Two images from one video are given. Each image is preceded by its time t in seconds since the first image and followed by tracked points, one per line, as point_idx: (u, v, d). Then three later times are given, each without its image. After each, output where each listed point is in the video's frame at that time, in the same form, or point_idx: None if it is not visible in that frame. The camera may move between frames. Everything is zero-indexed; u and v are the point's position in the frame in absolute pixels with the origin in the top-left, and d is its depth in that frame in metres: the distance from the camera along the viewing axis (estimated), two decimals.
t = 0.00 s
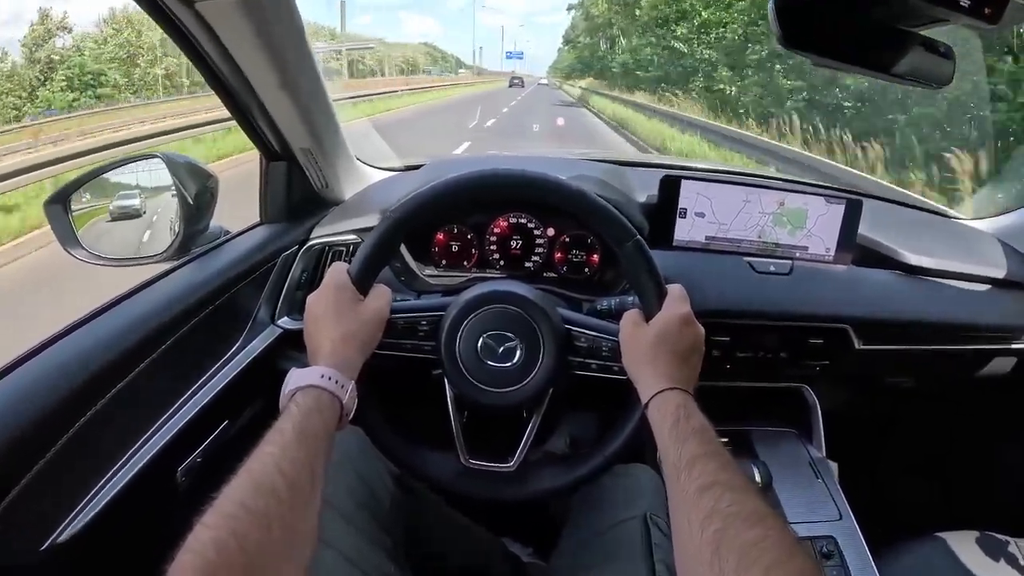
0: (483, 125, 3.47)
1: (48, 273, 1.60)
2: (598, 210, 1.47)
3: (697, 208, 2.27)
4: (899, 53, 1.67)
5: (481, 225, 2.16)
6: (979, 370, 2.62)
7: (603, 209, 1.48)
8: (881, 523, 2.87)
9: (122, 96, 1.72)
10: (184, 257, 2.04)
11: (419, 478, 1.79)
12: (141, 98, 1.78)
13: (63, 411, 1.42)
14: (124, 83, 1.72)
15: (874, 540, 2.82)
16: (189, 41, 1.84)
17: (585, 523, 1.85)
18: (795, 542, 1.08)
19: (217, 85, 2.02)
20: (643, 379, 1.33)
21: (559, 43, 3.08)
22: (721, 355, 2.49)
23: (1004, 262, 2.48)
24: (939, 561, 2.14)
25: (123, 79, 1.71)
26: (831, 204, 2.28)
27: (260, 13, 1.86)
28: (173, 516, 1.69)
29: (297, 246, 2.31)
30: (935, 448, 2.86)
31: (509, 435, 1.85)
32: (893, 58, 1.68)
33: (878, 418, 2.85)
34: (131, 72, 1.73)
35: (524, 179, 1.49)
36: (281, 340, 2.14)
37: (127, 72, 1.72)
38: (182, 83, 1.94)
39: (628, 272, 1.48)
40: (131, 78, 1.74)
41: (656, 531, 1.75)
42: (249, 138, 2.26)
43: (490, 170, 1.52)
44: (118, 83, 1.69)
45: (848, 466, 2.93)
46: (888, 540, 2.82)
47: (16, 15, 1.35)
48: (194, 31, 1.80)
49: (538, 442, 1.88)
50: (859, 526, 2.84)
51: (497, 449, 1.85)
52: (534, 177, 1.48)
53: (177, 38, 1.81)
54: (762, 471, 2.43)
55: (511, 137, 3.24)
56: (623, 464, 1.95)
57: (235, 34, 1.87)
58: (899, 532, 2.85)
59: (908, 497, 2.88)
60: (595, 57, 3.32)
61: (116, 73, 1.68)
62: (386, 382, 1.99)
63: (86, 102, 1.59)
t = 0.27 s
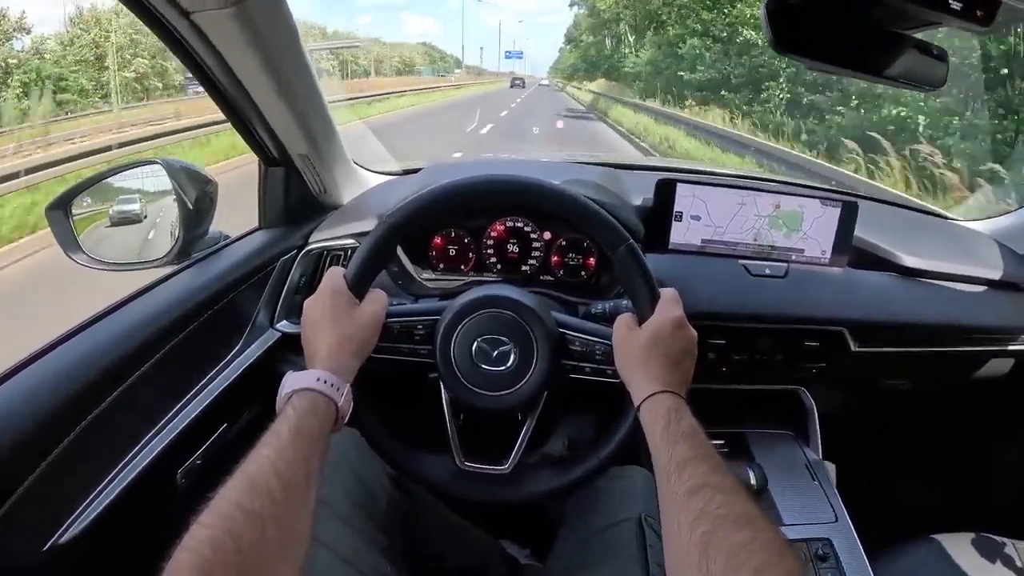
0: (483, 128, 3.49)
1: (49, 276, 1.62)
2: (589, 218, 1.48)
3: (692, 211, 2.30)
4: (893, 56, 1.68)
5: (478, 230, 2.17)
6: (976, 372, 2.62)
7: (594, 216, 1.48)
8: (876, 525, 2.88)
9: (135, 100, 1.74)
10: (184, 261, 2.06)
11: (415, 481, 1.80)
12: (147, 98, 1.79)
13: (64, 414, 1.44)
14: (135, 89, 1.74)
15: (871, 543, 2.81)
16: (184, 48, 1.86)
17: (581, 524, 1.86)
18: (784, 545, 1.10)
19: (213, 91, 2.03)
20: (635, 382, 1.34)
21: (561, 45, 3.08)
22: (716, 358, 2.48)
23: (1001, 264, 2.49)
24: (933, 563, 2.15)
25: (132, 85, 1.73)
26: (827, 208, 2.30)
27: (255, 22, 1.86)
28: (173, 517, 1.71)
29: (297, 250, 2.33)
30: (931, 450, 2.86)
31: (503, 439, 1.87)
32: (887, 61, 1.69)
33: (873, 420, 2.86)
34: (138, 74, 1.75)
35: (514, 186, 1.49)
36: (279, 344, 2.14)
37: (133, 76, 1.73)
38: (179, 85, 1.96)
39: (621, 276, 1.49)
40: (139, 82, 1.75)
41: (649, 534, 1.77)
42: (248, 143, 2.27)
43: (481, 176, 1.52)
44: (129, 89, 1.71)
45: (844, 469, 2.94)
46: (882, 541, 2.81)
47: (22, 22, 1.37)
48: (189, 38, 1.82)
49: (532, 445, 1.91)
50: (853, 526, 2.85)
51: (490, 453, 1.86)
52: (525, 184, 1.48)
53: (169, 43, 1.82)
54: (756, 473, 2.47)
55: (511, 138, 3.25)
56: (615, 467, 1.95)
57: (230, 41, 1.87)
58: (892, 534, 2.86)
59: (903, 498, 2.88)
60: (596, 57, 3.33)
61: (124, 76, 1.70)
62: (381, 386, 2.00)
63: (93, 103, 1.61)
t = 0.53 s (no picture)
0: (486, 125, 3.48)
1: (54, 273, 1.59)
2: (609, 212, 1.48)
3: (703, 208, 2.32)
4: (905, 55, 1.69)
5: (488, 225, 2.17)
6: (983, 371, 2.63)
7: (614, 210, 1.49)
8: (889, 523, 2.89)
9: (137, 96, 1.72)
10: (191, 256, 2.05)
11: (429, 479, 1.79)
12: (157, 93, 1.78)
13: (72, 412, 1.41)
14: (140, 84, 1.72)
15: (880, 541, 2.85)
16: (199, 40, 1.85)
17: (594, 523, 1.85)
18: (807, 541, 1.08)
19: (226, 83, 2.02)
20: (653, 377, 1.34)
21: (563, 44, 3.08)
22: (727, 355, 2.49)
23: (1008, 263, 2.51)
24: (941, 561, 2.15)
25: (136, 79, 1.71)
26: (838, 205, 2.31)
27: (271, 13, 1.86)
28: (181, 515, 1.69)
29: (307, 246, 2.31)
30: (942, 449, 2.87)
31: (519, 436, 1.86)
32: (898, 61, 1.69)
33: (885, 419, 2.86)
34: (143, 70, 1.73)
35: (535, 179, 1.49)
36: (288, 340, 2.14)
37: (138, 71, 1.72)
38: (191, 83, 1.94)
39: (636, 271, 1.48)
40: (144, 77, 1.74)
41: (664, 532, 1.74)
42: (257, 138, 2.27)
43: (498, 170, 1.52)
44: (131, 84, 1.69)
45: (855, 467, 2.95)
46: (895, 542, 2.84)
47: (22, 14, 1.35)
48: (206, 31, 1.81)
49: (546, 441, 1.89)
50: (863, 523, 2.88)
51: (505, 451, 1.84)
52: (545, 178, 1.49)
53: (185, 36, 1.81)
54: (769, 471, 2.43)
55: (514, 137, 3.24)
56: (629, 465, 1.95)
57: (247, 32, 1.87)
58: (905, 532, 2.88)
59: (915, 497, 2.90)
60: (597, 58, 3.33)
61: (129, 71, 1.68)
62: (396, 382, 1.99)
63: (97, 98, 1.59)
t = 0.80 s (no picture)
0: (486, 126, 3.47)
1: (53, 275, 1.60)
2: (605, 214, 1.48)
3: (702, 210, 2.32)
4: (904, 56, 1.68)
5: (486, 227, 2.17)
6: (983, 373, 2.63)
7: (609, 212, 1.49)
8: (888, 525, 2.89)
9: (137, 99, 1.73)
10: (190, 258, 2.06)
11: (427, 481, 1.80)
12: (155, 95, 1.79)
13: (70, 414, 1.42)
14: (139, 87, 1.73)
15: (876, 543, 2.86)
16: (193, 40, 1.86)
17: (591, 525, 1.85)
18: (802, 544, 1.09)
19: (223, 85, 2.04)
20: (649, 379, 1.34)
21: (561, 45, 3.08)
22: (726, 357, 2.48)
23: (1007, 264, 2.51)
24: (941, 562, 2.15)
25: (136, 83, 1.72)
26: (836, 207, 2.31)
27: (268, 16, 1.87)
28: (180, 517, 1.70)
29: (305, 248, 2.32)
30: (942, 450, 2.86)
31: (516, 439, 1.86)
32: (897, 62, 1.69)
33: (885, 420, 2.85)
34: (144, 74, 1.74)
35: (532, 182, 1.50)
36: (288, 341, 2.15)
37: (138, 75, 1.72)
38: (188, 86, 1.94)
39: (633, 272, 1.49)
40: (144, 81, 1.74)
41: (661, 534, 1.74)
42: (255, 139, 2.28)
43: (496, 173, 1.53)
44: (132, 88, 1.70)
45: (854, 467, 2.95)
46: (892, 543, 2.85)
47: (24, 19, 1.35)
48: (199, 31, 1.81)
49: (543, 443, 1.90)
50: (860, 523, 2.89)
51: (502, 453, 1.84)
52: (542, 180, 1.49)
53: (179, 36, 1.82)
54: (767, 474, 2.38)
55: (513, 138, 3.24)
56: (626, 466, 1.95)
57: (244, 35, 1.88)
58: (903, 532, 2.88)
59: (914, 498, 2.90)
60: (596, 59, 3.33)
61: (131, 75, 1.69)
62: (393, 385, 2.00)
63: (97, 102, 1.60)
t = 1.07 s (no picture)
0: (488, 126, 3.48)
1: (59, 276, 1.61)
2: (612, 215, 1.49)
3: (706, 212, 2.33)
4: (907, 59, 1.70)
5: (491, 228, 2.18)
6: (983, 373, 2.65)
7: (617, 213, 1.50)
8: (891, 523, 2.89)
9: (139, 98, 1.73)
10: (197, 258, 2.06)
11: (434, 480, 1.80)
12: (157, 94, 1.80)
13: (78, 414, 1.42)
14: (142, 86, 1.73)
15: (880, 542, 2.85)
16: (202, 40, 1.86)
17: (597, 524, 1.86)
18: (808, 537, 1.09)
19: (232, 84, 2.05)
20: (656, 377, 1.35)
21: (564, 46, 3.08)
22: (729, 357, 2.49)
23: (1009, 266, 2.53)
24: (942, 562, 2.17)
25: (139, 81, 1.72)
26: (838, 209, 2.32)
27: (278, 18, 1.87)
28: (187, 517, 1.70)
29: (312, 248, 2.32)
30: (941, 449, 2.88)
31: (523, 440, 1.86)
32: (900, 65, 1.70)
33: (884, 420, 2.87)
34: (147, 73, 1.74)
35: (543, 184, 1.50)
36: (295, 341, 2.15)
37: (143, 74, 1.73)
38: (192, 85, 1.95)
39: (639, 273, 1.50)
40: (148, 80, 1.75)
41: (666, 533, 1.75)
42: (263, 138, 2.29)
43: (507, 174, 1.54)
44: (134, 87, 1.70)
45: (855, 467, 2.95)
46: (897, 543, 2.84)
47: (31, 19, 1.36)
48: (211, 31, 1.83)
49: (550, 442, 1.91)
50: (862, 521, 2.89)
51: (510, 452, 1.86)
52: (552, 180, 1.50)
53: (191, 37, 1.84)
54: (769, 470, 2.46)
55: (516, 138, 3.25)
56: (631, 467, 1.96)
57: (252, 35, 1.88)
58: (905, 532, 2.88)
59: (914, 497, 2.91)
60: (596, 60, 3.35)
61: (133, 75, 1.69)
62: (402, 386, 1.99)
63: (104, 101, 1.60)
